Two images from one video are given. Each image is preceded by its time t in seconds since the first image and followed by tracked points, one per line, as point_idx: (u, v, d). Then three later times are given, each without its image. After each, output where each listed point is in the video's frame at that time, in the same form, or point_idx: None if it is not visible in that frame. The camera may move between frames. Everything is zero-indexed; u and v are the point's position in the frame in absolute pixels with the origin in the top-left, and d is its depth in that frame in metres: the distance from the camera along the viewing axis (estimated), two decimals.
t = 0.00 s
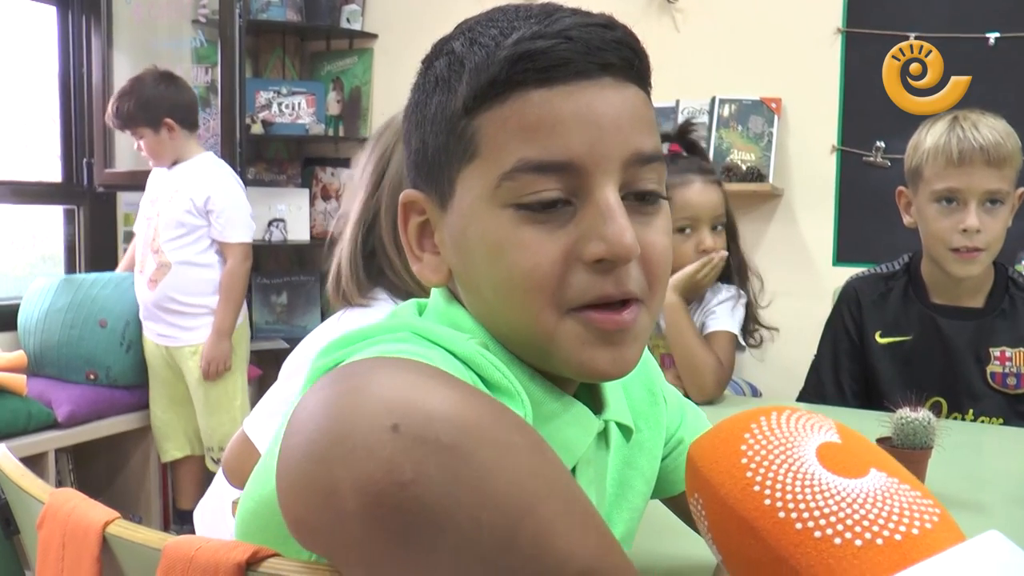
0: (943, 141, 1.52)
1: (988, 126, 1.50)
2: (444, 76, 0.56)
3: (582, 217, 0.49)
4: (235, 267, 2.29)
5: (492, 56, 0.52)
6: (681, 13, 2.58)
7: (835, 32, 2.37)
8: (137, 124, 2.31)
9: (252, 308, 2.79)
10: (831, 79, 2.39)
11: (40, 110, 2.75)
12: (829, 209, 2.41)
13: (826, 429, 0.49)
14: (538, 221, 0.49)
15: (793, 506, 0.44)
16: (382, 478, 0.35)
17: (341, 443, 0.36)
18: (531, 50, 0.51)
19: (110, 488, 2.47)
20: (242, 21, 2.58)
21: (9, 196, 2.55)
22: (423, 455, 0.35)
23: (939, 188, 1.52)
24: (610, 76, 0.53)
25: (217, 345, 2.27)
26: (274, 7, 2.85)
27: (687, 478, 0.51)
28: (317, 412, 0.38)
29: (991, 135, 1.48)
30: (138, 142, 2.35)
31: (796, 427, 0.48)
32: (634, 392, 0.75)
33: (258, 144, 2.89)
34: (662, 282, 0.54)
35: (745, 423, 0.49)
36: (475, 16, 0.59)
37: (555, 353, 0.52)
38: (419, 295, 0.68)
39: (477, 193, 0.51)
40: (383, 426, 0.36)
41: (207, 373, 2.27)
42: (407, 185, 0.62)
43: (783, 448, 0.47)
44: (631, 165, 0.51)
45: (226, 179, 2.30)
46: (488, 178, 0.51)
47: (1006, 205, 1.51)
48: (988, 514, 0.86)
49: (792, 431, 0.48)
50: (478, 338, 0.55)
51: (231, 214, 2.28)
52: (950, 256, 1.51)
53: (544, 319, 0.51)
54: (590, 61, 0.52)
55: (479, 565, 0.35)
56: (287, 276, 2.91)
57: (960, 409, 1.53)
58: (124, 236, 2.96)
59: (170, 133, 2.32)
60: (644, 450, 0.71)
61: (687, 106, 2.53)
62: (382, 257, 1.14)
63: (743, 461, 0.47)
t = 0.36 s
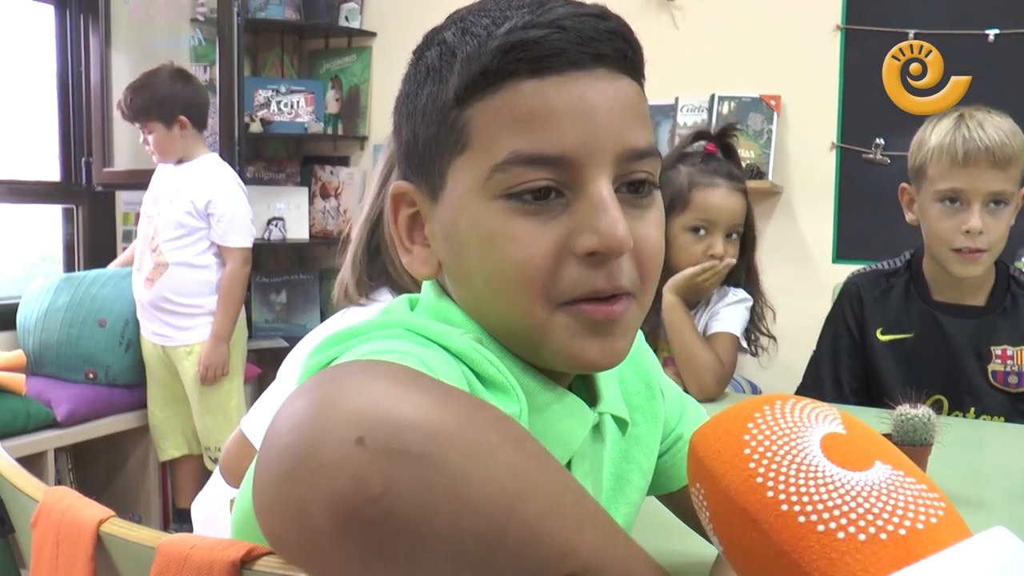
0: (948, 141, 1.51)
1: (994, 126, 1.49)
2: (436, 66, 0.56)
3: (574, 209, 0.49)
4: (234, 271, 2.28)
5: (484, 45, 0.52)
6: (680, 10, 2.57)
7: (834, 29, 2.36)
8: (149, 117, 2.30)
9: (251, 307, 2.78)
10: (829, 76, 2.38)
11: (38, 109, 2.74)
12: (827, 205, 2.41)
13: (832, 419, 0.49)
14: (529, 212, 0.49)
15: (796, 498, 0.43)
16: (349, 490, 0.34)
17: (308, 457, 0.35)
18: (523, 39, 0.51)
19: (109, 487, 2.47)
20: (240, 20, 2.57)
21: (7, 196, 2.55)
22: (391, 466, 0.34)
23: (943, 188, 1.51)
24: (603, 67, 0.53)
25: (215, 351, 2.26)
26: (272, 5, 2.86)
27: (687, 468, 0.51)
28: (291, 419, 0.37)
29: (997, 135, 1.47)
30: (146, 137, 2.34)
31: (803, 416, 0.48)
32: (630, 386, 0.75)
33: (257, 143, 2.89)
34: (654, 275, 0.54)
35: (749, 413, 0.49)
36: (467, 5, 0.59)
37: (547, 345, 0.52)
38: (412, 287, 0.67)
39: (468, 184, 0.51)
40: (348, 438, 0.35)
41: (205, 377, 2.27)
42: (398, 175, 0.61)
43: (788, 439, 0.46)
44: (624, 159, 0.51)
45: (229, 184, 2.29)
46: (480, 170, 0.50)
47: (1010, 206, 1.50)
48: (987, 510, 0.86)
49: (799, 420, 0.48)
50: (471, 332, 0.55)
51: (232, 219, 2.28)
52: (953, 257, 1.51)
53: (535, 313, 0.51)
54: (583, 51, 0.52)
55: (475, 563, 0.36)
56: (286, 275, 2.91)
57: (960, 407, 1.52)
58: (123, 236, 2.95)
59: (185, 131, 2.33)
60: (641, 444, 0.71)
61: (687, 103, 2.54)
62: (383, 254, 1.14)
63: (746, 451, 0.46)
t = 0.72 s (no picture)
0: (953, 134, 1.50)
1: (999, 120, 1.49)
2: (442, 62, 0.56)
3: (579, 206, 0.49)
4: (238, 264, 2.28)
5: (491, 41, 0.51)
6: (680, 8, 2.57)
7: (835, 27, 2.36)
8: (188, 100, 2.35)
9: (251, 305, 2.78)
10: (831, 73, 2.38)
11: (37, 106, 2.74)
12: (828, 203, 2.40)
13: (830, 423, 0.48)
14: (533, 209, 0.48)
15: (794, 503, 0.43)
16: (354, 478, 0.34)
17: (314, 442, 0.35)
18: (531, 35, 0.50)
19: (109, 485, 2.47)
20: (240, 18, 2.57)
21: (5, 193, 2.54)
22: (398, 454, 0.34)
23: (947, 181, 1.51)
24: (611, 65, 0.52)
25: (221, 344, 2.26)
26: (272, 3, 2.84)
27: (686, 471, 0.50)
28: (295, 410, 0.37)
29: (1002, 128, 1.46)
30: (160, 119, 2.33)
31: (800, 420, 0.48)
32: (630, 385, 0.74)
33: (256, 140, 2.88)
34: (658, 277, 0.54)
35: (746, 416, 0.49)
36: (475, 3, 0.58)
37: (548, 343, 0.52)
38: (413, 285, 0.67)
39: (473, 179, 0.51)
40: (359, 421, 0.35)
41: (213, 370, 2.27)
42: (403, 173, 0.61)
43: (786, 443, 0.46)
44: (630, 156, 0.50)
45: (229, 176, 2.29)
46: (485, 165, 0.50)
47: (1014, 200, 1.50)
48: (988, 509, 0.85)
49: (796, 424, 0.47)
50: (473, 329, 0.55)
51: (235, 211, 2.28)
52: (954, 249, 1.51)
53: (538, 310, 0.50)
54: (590, 49, 0.52)
55: (476, 564, 0.35)
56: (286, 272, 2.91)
57: (960, 405, 1.52)
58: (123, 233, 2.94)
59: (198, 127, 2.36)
60: (642, 444, 0.70)
61: (687, 101, 2.53)
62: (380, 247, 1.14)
63: (744, 455, 0.46)
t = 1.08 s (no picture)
0: (953, 138, 1.50)
1: (1000, 124, 1.48)
2: (447, 59, 0.55)
3: (580, 202, 0.48)
4: (245, 263, 2.32)
5: (494, 38, 0.51)
6: (680, 8, 2.57)
7: (836, 27, 2.36)
8: (192, 94, 2.37)
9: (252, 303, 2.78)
10: (832, 73, 2.38)
11: (38, 104, 2.73)
12: (828, 203, 2.40)
13: (832, 432, 0.48)
14: (534, 204, 0.48)
15: (797, 512, 0.43)
16: (347, 480, 0.34)
17: (302, 450, 0.35)
18: (533, 32, 0.51)
19: (108, 484, 2.47)
20: (241, 16, 2.56)
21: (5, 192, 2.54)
22: (389, 455, 0.34)
23: (946, 184, 1.51)
24: (612, 63, 0.52)
25: (229, 340, 2.28)
26: (274, 2, 2.83)
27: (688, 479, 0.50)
28: (289, 408, 0.37)
29: (1003, 133, 1.46)
30: (166, 113, 2.32)
31: (803, 429, 0.48)
32: (629, 387, 0.74)
33: (257, 139, 2.88)
34: (656, 274, 0.53)
35: (748, 426, 0.48)
36: (479, 4, 0.58)
37: (546, 340, 0.52)
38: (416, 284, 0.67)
39: (475, 175, 0.51)
40: (349, 425, 0.35)
41: (220, 366, 2.28)
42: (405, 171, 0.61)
43: (788, 453, 0.46)
44: (629, 155, 0.50)
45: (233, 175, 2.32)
46: (487, 159, 0.50)
47: (1014, 204, 1.49)
48: (987, 511, 0.85)
49: (799, 434, 0.47)
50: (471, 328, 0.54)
51: (241, 210, 2.31)
52: (954, 253, 1.51)
53: (536, 306, 0.50)
54: (592, 47, 0.52)
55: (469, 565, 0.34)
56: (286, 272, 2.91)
57: (961, 408, 1.52)
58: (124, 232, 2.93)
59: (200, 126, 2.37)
60: (640, 446, 0.70)
61: (688, 101, 2.52)
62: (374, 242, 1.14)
63: (746, 465, 0.46)
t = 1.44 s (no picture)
0: (943, 138, 1.51)
1: (990, 124, 1.49)
2: (450, 66, 0.56)
3: (581, 211, 0.49)
4: (240, 264, 2.33)
5: (497, 46, 0.52)
6: (682, 9, 2.57)
7: (837, 29, 2.36)
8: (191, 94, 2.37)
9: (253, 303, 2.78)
10: (832, 75, 2.38)
11: (39, 103, 2.73)
12: (828, 205, 2.41)
13: (824, 435, 0.49)
14: (536, 213, 0.49)
15: (790, 516, 0.43)
16: (365, 486, 0.34)
17: (321, 451, 0.35)
18: (537, 40, 0.51)
19: (109, 483, 2.47)
20: (242, 16, 2.56)
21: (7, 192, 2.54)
22: (406, 461, 0.35)
23: (937, 183, 1.52)
24: (614, 71, 0.53)
25: (225, 340, 2.31)
26: (275, 2, 2.83)
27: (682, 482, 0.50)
28: (306, 411, 0.37)
29: (992, 132, 1.47)
30: (166, 112, 2.33)
31: (795, 432, 0.48)
32: (630, 390, 0.74)
33: (258, 140, 2.87)
34: (660, 280, 0.54)
35: (740, 430, 0.49)
36: (483, 10, 0.59)
37: (548, 346, 0.52)
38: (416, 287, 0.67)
39: (477, 182, 0.51)
40: (368, 431, 0.35)
41: (214, 367, 2.30)
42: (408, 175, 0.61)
43: (780, 456, 0.46)
44: (632, 163, 0.51)
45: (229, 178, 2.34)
46: (490, 168, 0.50)
47: (1005, 202, 1.50)
48: (987, 513, 0.85)
49: (791, 436, 0.48)
50: (476, 335, 0.55)
51: (237, 212, 2.33)
52: (947, 251, 1.51)
53: (536, 309, 0.50)
54: (594, 56, 0.52)
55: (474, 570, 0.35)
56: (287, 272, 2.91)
57: (960, 408, 1.52)
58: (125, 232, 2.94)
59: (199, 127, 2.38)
60: (641, 449, 0.71)
61: (689, 102, 2.54)
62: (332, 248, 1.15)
63: (738, 469, 0.46)
